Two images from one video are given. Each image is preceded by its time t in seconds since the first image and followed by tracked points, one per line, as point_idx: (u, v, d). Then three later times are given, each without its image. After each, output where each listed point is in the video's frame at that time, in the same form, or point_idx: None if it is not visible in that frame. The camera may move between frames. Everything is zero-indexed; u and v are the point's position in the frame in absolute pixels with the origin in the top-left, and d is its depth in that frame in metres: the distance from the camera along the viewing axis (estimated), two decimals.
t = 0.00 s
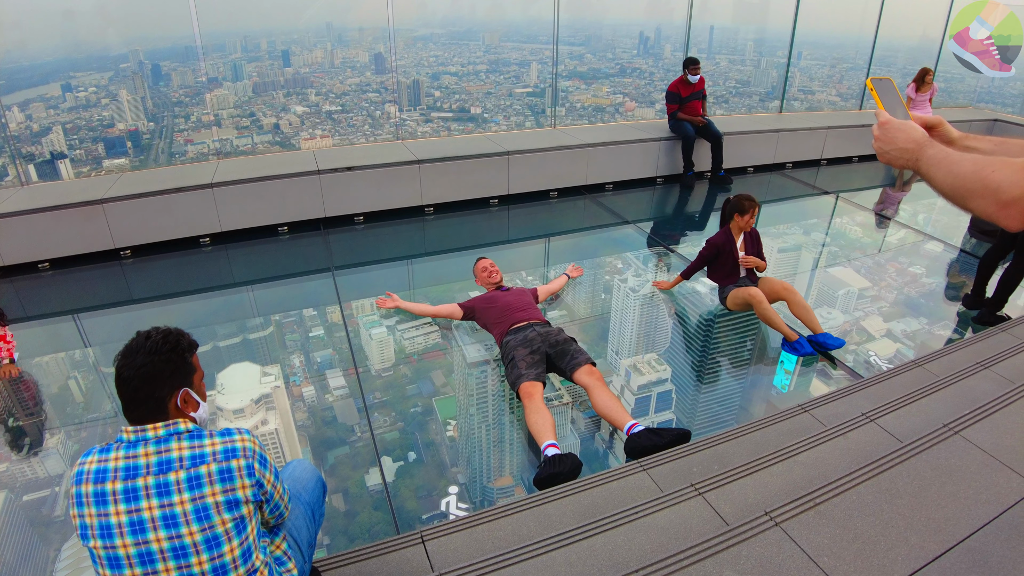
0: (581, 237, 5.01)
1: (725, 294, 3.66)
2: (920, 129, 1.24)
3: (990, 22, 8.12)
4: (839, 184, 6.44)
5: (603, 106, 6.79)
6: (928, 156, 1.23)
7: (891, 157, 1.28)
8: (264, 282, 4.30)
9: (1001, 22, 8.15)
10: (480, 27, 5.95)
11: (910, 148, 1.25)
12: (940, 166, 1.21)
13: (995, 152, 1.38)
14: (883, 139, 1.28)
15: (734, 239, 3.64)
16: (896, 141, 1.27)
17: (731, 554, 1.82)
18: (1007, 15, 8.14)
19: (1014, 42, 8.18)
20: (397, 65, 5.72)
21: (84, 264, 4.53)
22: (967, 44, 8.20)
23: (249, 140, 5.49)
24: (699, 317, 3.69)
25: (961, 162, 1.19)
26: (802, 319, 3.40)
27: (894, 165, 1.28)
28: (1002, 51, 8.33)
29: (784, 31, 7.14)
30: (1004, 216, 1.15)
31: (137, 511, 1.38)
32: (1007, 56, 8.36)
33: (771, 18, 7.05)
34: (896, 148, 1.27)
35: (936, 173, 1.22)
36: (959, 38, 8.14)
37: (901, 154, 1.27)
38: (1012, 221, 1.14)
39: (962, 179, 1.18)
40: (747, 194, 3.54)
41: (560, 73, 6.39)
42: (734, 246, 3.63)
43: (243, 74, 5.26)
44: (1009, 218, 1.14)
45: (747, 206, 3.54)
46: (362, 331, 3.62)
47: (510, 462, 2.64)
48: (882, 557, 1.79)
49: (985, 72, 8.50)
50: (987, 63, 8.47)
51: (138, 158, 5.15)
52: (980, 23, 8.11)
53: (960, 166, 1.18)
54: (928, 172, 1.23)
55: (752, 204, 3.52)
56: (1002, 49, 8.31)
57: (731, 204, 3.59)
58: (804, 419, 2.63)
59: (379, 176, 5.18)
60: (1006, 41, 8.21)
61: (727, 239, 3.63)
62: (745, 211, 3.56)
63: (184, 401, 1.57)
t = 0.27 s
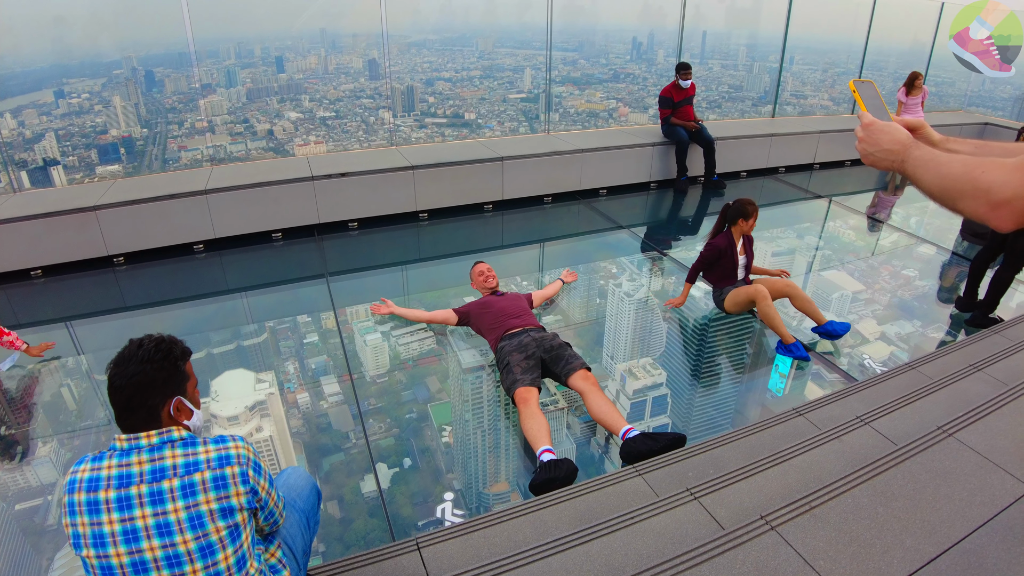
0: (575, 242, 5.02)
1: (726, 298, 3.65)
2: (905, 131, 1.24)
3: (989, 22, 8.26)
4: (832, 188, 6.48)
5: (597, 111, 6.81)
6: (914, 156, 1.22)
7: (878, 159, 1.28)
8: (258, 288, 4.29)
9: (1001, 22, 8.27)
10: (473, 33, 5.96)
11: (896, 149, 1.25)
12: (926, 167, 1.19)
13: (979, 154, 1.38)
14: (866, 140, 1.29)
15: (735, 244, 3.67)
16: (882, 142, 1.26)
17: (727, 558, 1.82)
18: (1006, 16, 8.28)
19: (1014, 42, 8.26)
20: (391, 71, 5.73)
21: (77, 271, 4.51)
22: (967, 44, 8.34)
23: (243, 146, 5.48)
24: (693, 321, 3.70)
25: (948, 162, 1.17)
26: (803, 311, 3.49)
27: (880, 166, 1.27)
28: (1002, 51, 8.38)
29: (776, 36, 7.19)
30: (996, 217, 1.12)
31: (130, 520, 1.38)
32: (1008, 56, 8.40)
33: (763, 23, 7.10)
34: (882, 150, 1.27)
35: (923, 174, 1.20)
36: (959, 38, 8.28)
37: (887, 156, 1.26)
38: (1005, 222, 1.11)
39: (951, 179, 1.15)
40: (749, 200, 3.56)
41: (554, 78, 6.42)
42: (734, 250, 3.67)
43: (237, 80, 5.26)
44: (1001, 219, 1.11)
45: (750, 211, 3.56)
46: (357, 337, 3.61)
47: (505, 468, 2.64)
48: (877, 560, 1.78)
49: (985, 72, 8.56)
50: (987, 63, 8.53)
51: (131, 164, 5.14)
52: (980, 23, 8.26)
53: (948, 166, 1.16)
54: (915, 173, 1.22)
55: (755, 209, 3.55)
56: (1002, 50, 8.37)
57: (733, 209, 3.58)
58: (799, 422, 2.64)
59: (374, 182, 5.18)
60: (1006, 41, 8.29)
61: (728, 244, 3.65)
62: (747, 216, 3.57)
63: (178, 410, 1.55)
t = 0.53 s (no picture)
0: (570, 247, 5.03)
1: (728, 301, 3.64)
2: (888, 133, 1.23)
3: (990, 23, 8.31)
4: (826, 192, 6.51)
5: (591, 116, 6.84)
6: (899, 159, 1.20)
7: (862, 163, 1.27)
8: (253, 295, 4.27)
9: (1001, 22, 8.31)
10: (468, 39, 5.97)
11: (881, 152, 1.24)
12: (913, 170, 1.18)
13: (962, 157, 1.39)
14: (850, 145, 1.29)
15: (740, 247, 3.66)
16: (866, 145, 1.25)
17: (724, 562, 1.81)
18: (1007, 15, 8.28)
19: (1014, 41, 8.34)
20: (385, 77, 5.74)
21: (71, 278, 4.49)
22: (965, 45, 8.43)
23: (238, 153, 5.48)
24: (688, 325, 3.71)
25: (935, 165, 1.15)
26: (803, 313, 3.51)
27: (864, 169, 1.26)
28: (1001, 51, 8.47)
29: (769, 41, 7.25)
30: (984, 221, 1.10)
31: (125, 528, 1.37)
32: (1008, 56, 8.47)
33: (756, 28, 7.15)
34: (866, 153, 1.25)
35: (910, 177, 1.19)
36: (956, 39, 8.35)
37: (872, 159, 1.25)
38: (994, 225, 1.09)
39: (939, 182, 1.14)
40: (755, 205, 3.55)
41: (548, 84, 6.44)
42: (739, 254, 3.66)
43: (232, 87, 5.25)
44: (990, 222, 1.09)
45: (756, 215, 3.55)
46: (352, 343, 3.60)
47: (502, 474, 2.63)
48: (872, 562, 1.78)
49: (985, 73, 8.65)
50: (987, 64, 8.60)
51: (125, 171, 5.12)
52: (980, 24, 8.30)
53: (936, 169, 1.15)
54: (901, 176, 1.21)
55: (761, 213, 3.55)
56: (1002, 50, 8.46)
57: (739, 214, 3.58)
58: (794, 426, 2.64)
59: (368, 188, 5.18)
60: (1006, 41, 8.38)
61: (734, 247, 3.64)
62: (752, 221, 3.57)
63: (172, 418, 1.55)
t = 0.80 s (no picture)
0: (565, 252, 5.04)
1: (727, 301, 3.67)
2: (877, 137, 1.22)
3: (990, 22, 8.37)
4: (819, 196, 6.55)
5: (585, 121, 6.86)
6: (889, 163, 1.20)
7: (851, 166, 1.26)
8: (248, 301, 4.26)
9: (1002, 22, 8.34)
10: (462, 45, 5.98)
11: (869, 155, 1.23)
12: (902, 174, 1.18)
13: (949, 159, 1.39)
14: (840, 149, 1.28)
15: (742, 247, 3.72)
16: (854, 148, 1.25)
17: (721, 566, 1.81)
18: (1008, 15, 8.24)
19: (1014, 42, 8.41)
20: (380, 83, 5.75)
21: (65, 285, 4.47)
22: (966, 45, 8.50)
23: (232, 159, 5.47)
24: (683, 329, 3.72)
25: (924, 170, 1.15)
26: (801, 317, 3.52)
27: (853, 172, 1.25)
28: (1002, 51, 8.53)
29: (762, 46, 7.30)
30: (973, 225, 1.10)
31: (120, 536, 1.37)
32: (1008, 56, 8.54)
33: (749, 33, 7.19)
34: (854, 156, 1.25)
35: (899, 181, 1.18)
36: (957, 38, 8.43)
37: (860, 163, 1.24)
38: (983, 229, 1.08)
39: (927, 187, 1.14)
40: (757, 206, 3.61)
41: (542, 90, 6.47)
42: (741, 254, 3.72)
43: (226, 92, 5.25)
44: (979, 227, 1.09)
45: (759, 215, 3.62)
46: (347, 349, 3.60)
47: (498, 480, 2.62)
48: (869, 564, 1.78)
49: (985, 73, 8.68)
50: (987, 64, 8.63)
51: (120, 177, 5.11)
52: (980, 23, 8.38)
53: (925, 173, 1.15)
54: (890, 180, 1.20)
55: (764, 213, 3.62)
56: (1002, 50, 8.51)
57: (742, 214, 3.63)
58: (790, 429, 2.64)
59: (363, 194, 5.18)
60: (1006, 41, 8.45)
61: (736, 247, 3.70)
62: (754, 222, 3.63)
63: (168, 425, 1.54)
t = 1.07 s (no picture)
0: (560, 256, 5.04)
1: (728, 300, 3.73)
2: (868, 139, 1.21)
3: (990, 22, 8.50)
4: (814, 199, 6.57)
5: (580, 125, 6.88)
6: (878, 165, 1.18)
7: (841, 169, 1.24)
8: (243, 306, 4.25)
9: (1002, 21, 8.47)
10: (457, 49, 5.99)
11: (859, 157, 1.21)
12: (891, 176, 1.15)
13: (939, 160, 1.41)
14: (830, 152, 1.28)
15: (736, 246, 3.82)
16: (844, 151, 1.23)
17: (718, 569, 1.80)
18: (1007, 15, 8.41)
19: (1014, 41, 8.43)
20: (375, 88, 5.75)
21: (59, 290, 4.44)
22: (966, 45, 8.59)
23: (227, 163, 5.46)
24: (679, 332, 3.72)
25: (912, 171, 1.12)
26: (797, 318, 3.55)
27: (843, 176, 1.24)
28: (1001, 52, 8.55)
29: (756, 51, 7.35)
30: (961, 226, 1.06)
31: (114, 542, 1.37)
32: (1008, 56, 8.53)
33: (743, 38, 7.24)
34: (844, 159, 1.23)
35: (889, 183, 1.16)
36: (958, 38, 8.56)
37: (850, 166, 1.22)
38: (971, 231, 1.05)
39: (915, 187, 1.11)
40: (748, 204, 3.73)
41: (538, 94, 6.50)
42: (737, 252, 3.80)
43: (221, 97, 5.25)
44: (967, 228, 1.06)
45: (753, 214, 3.73)
46: (343, 354, 3.59)
47: (494, 484, 2.62)
48: (866, 566, 1.78)
49: (985, 73, 8.66)
50: (988, 65, 8.64)
51: (114, 182, 5.09)
52: (980, 23, 8.51)
53: (913, 175, 1.12)
54: (879, 181, 1.18)
55: (757, 212, 3.73)
56: (1003, 50, 8.54)
57: (735, 213, 3.74)
58: (786, 432, 2.63)
59: (358, 199, 5.18)
60: (1006, 41, 8.50)
61: (731, 245, 3.79)
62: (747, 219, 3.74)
63: (164, 428, 1.56)
